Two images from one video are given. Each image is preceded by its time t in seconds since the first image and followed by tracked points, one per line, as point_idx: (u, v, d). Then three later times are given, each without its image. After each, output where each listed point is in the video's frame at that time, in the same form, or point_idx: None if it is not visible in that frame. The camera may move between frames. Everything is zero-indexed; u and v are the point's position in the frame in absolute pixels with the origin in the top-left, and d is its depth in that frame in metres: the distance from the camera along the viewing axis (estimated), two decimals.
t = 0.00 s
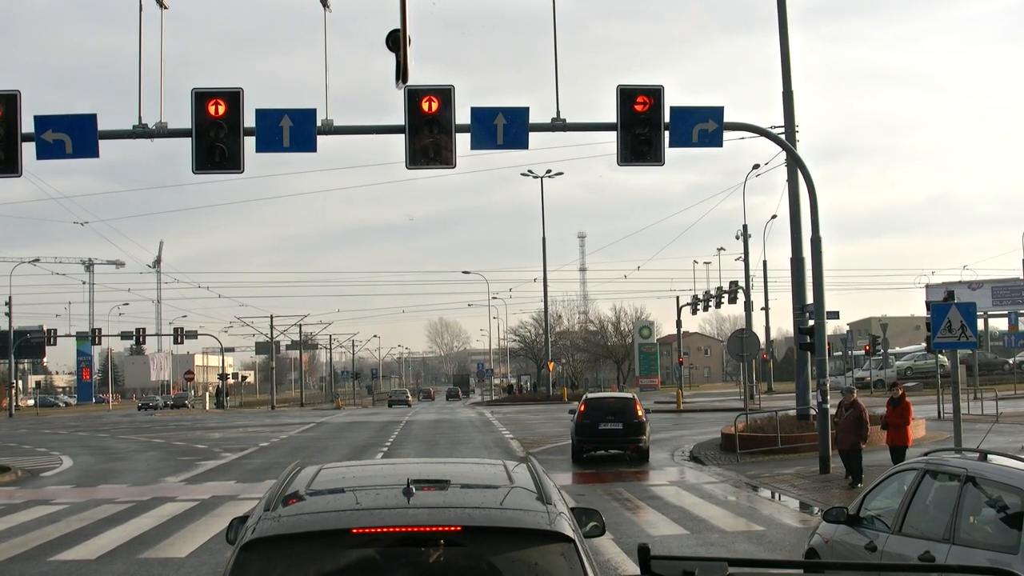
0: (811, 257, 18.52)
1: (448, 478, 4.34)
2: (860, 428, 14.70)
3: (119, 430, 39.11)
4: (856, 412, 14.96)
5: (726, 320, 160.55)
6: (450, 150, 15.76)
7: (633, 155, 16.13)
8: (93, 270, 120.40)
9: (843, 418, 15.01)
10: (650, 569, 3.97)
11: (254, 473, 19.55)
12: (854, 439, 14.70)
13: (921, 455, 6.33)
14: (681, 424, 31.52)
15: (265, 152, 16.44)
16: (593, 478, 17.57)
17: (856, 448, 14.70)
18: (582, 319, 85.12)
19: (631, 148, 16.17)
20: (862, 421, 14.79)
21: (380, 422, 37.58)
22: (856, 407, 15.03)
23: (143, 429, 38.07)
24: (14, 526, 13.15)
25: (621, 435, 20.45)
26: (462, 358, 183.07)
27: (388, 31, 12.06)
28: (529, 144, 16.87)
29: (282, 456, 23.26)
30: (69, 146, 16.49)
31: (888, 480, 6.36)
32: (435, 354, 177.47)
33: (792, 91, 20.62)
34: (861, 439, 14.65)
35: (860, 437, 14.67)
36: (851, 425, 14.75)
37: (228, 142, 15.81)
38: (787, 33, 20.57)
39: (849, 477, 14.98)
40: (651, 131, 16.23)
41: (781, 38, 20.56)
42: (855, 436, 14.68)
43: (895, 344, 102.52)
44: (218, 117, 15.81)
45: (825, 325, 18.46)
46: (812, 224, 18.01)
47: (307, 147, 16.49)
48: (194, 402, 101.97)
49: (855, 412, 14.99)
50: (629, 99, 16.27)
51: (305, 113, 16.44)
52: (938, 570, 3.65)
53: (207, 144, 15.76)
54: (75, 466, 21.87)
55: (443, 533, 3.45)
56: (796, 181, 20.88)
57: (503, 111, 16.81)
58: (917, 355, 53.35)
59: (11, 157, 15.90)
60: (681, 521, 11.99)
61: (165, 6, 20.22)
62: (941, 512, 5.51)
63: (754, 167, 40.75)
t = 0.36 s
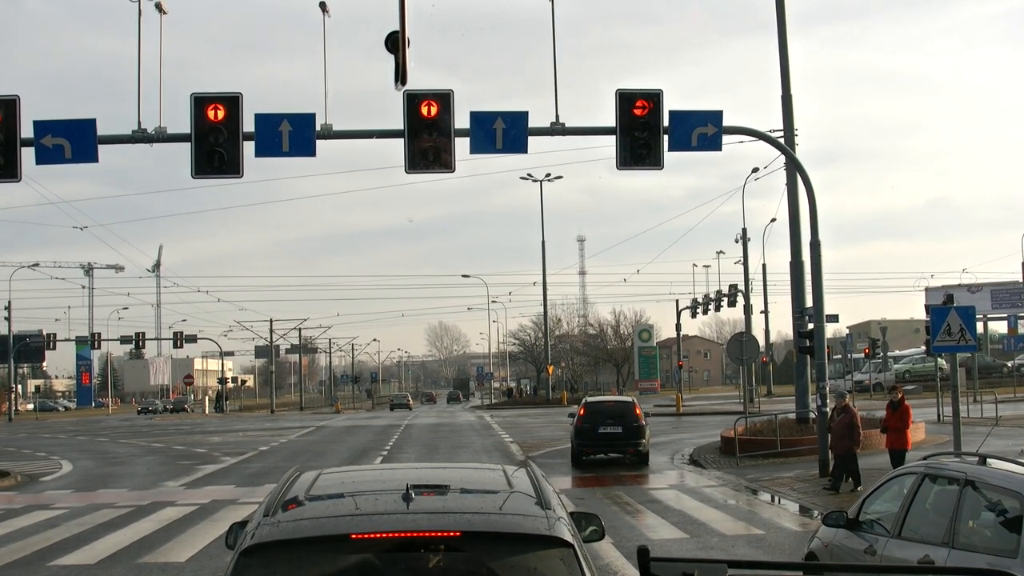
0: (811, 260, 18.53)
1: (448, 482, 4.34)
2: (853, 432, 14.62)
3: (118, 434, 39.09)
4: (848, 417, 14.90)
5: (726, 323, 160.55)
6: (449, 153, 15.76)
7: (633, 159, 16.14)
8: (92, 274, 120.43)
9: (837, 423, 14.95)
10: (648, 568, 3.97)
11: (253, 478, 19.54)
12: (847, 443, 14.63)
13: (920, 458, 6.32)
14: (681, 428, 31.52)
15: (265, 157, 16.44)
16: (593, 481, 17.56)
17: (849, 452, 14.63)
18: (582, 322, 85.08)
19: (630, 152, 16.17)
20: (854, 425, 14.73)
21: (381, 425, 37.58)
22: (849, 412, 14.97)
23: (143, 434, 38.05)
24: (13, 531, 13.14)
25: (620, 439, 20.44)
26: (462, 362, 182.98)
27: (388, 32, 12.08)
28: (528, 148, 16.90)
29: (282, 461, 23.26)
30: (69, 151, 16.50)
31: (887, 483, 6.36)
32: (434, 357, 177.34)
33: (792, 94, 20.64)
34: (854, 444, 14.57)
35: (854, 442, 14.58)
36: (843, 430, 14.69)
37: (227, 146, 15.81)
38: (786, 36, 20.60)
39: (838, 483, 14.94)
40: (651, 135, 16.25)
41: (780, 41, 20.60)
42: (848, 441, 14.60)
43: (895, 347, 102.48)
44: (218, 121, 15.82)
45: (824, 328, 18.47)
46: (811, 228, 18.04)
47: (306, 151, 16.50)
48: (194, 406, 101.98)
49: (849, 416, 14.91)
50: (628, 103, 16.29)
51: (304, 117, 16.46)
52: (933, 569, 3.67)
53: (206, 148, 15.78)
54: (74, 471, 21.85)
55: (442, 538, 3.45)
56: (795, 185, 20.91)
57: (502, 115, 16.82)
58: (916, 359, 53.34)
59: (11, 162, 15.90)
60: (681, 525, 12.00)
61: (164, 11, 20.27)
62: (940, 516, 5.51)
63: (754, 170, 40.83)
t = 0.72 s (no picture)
0: (811, 259, 18.52)
1: (448, 480, 4.34)
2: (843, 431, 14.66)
3: (119, 432, 39.08)
4: (841, 416, 14.96)
5: (726, 322, 160.47)
6: (450, 152, 15.76)
7: (633, 157, 16.13)
8: (92, 272, 120.38)
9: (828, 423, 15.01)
10: (648, 567, 3.96)
11: (254, 475, 19.55)
12: (837, 442, 14.66)
13: (921, 457, 6.32)
14: (682, 426, 31.55)
15: (265, 155, 16.44)
16: (594, 479, 17.55)
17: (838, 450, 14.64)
18: (582, 320, 85.06)
19: (630, 150, 16.17)
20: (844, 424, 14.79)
21: (381, 423, 37.62)
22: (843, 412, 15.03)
23: (143, 431, 38.04)
24: (13, 528, 13.13)
25: (621, 436, 20.45)
26: (462, 360, 183.02)
27: (388, 31, 12.07)
28: (529, 146, 16.89)
29: (283, 459, 23.27)
30: (69, 148, 16.49)
31: (887, 481, 6.36)
32: (434, 355, 177.36)
33: (792, 91, 20.63)
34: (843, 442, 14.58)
35: (844, 441, 14.62)
36: (833, 429, 14.74)
37: (228, 144, 15.81)
38: (787, 34, 20.60)
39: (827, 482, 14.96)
40: (651, 133, 16.25)
41: (780, 39, 20.59)
42: (837, 440, 14.64)
43: (895, 345, 102.40)
44: (218, 118, 15.82)
45: (825, 326, 18.47)
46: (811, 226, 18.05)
47: (307, 149, 16.50)
48: (194, 404, 101.98)
49: (841, 416, 14.94)
50: (628, 101, 16.28)
51: (304, 115, 16.44)
52: (933, 567, 3.67)
53: (206, 146, 15.77)
54: (75, 469, 21.84)
55: (443, 535, 3.45)
56: (796, 183, 20.90)
57: (502, 113, 16.81)
58: (916, 357, 53.34)
59: (11, 160, 15.88)
60: (681, 523, 12.00)
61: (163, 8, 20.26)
62: (941, 515, 5.51)
63: (754, 169, 40.82)
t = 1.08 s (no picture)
0: (811, 259, 18.52)
1: (448, 480, 4.34)
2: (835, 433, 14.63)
3: (119, 432, 39.08)
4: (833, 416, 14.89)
5: (726, 322, 160.45)
6: (450, 152, 15.75)
7: (633, 157, 16.13)
8: (92, 272, 120.41)
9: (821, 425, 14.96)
10: (648, 567, 3.96)
11: (254, 476, 19.56)
12: (830, 442, 14.65)
13: (921, 457, 6.32)
14: (682, 426, 31.58)
15: (265, 155, 16.44)
16: (594, 479, 17.56)
17: (831, 451, 14.61)
18: (582, 320, 85.09)
19: (631, 149, 16.17)
20: (836, 424, 14.74)
21: (381, 424, 37.63)
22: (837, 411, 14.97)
23: (144, 432, 38.04)
24: (13, 529, 13.12)
25: (621, 437, 20.44)
26: (462, 360, 183.04)
27: (388, 31, 12.07)
28: (529, 146, 16.89)
29: (283, 459, 23.28)
30: (69, 149, 16.49)
31: (887, 481, 6.37)
32: (435, 355, 177.43)
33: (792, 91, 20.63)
34: (833, 443, 14.54)
35: (836, 442, 14.57)
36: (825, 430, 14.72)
37: (228, 144, 15.81)
38: (787, 34, 20.60)
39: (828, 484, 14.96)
40: (651, 133, 16.24)
41: (780, 39, 20.59)
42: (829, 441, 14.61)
43: (895, 345, 102.45)
44: (218, 119, 15.82)
45: (824, 326, 18.48)
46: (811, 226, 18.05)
47: (307, 149, 16.50)
48: (195, 404, 102.01)
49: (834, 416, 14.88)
50: (628, 101, 16.28)
51: (304, 115, 16.45)
52: (934, 567, 3.67)
53: (207, 146, 15.77)
54: (75, 469, 21.84)
55: (442, 535, 3.45)
56: (796, 183, 20.91)
57: (503, 113, 16.81)
58: (916, 358, 53.38)
59: (11, 160, 15.88)
60: (681, 523, 12.01)
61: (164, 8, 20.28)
62: (940, 515, 5.51)
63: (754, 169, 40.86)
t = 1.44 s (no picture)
0: (811, 259, 18.52)
1: (448, 480, 4.35)
2: (828, 432, 14.59)
3: (120, 432, 39.12)
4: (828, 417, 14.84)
5: (726, 322, 160.53)
6: (450, 152, 15.75)
7: (633, 157, 16.13)
8: (92, 272, 120.42)
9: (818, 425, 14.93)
10: (648, 567, 3.96)
11: (255, 475, 19.58)
12: (825, 443, 14.57)
13: (921, 455, 6.31)
14: (682, 426, 31.64)
15: (265, 155, 16.44)
16: (594, 479, 17.58)
17: (827, 452, 14.54)
18: (582, 320, 85.15)
19: (631, 149, 16.17)
20: (830, 425, 14.70)
21: (381, 423, 37.69)
22: (832, 413, 14.90)
23: (144, 432, 38.05)
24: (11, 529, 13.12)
25: (621, 437, 20.44)
26: (463, 360, 183.09)
27: (388, 31, 12.08)
28: (529, 146, 16.88)
29: (284, 459, 23.31)
30: (69, 149, 16.49)
31: (887, 481, 6.37)
32: (435, 355, 177.47)
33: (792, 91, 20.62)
34: (827, 444, 14.48)
35: (829, 442, 14.50)
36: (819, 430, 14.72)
37: (228, 144, 15.82)
38: (787, 33, 20.59)
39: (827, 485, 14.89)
40: (651, 133, 16.24)
41: (780, 38, 20.58)
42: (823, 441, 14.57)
43: (895, 345, 102.51)
44: (218, 119, 15.82)
45: (825, 326, 18.48)
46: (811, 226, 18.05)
47: (307, 149, 16.50)
48: (194, 404, 102.02)
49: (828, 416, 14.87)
50: (628, 101, 16.28)
51: (304, 115, 16.45)
52: (933, 568, 3.67)
53: (207, 146, 15.77)
54: (76, 469, 21.86)
55: (443, 534, 3.45)
56: (796, 183, 20.91)
57: (503, 113, 16.81)
58: (916, 358, 53.43)
59: (11, 160, 15.87)
60: (681, 522, 12.02)
61: (164, 9, 20.34)
62: (940, 515, 5.51)
63: (754, 169, 40.97)
